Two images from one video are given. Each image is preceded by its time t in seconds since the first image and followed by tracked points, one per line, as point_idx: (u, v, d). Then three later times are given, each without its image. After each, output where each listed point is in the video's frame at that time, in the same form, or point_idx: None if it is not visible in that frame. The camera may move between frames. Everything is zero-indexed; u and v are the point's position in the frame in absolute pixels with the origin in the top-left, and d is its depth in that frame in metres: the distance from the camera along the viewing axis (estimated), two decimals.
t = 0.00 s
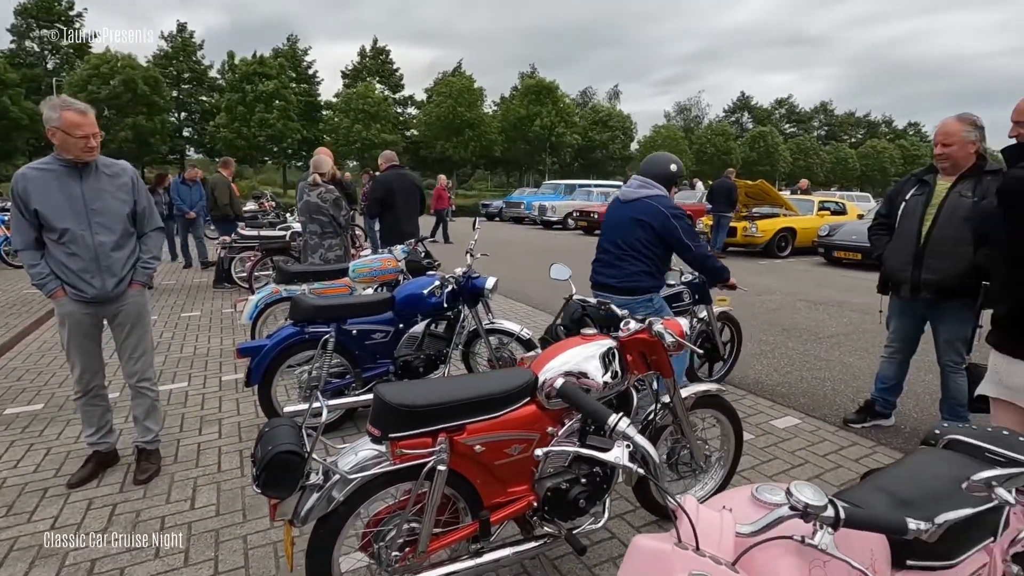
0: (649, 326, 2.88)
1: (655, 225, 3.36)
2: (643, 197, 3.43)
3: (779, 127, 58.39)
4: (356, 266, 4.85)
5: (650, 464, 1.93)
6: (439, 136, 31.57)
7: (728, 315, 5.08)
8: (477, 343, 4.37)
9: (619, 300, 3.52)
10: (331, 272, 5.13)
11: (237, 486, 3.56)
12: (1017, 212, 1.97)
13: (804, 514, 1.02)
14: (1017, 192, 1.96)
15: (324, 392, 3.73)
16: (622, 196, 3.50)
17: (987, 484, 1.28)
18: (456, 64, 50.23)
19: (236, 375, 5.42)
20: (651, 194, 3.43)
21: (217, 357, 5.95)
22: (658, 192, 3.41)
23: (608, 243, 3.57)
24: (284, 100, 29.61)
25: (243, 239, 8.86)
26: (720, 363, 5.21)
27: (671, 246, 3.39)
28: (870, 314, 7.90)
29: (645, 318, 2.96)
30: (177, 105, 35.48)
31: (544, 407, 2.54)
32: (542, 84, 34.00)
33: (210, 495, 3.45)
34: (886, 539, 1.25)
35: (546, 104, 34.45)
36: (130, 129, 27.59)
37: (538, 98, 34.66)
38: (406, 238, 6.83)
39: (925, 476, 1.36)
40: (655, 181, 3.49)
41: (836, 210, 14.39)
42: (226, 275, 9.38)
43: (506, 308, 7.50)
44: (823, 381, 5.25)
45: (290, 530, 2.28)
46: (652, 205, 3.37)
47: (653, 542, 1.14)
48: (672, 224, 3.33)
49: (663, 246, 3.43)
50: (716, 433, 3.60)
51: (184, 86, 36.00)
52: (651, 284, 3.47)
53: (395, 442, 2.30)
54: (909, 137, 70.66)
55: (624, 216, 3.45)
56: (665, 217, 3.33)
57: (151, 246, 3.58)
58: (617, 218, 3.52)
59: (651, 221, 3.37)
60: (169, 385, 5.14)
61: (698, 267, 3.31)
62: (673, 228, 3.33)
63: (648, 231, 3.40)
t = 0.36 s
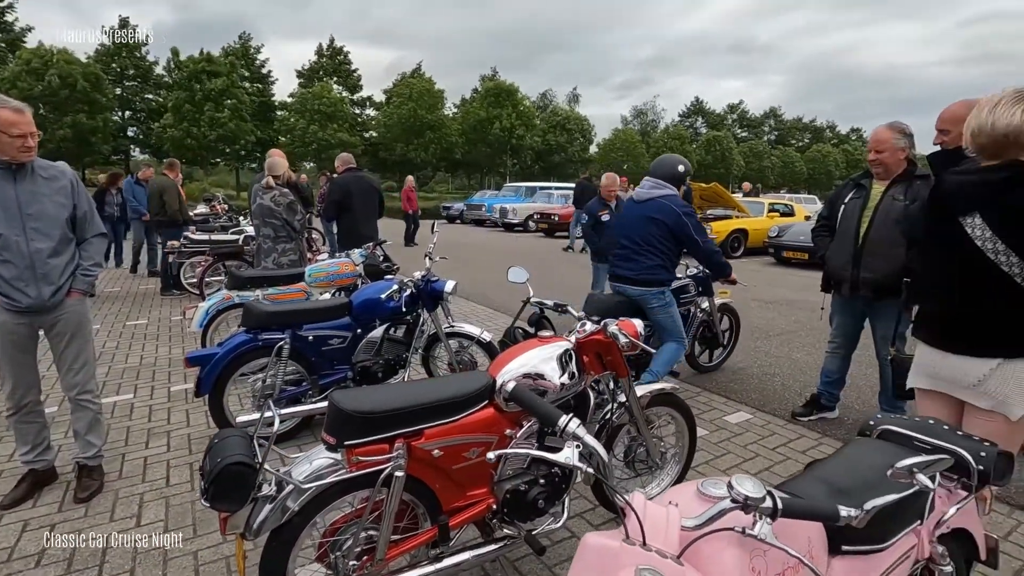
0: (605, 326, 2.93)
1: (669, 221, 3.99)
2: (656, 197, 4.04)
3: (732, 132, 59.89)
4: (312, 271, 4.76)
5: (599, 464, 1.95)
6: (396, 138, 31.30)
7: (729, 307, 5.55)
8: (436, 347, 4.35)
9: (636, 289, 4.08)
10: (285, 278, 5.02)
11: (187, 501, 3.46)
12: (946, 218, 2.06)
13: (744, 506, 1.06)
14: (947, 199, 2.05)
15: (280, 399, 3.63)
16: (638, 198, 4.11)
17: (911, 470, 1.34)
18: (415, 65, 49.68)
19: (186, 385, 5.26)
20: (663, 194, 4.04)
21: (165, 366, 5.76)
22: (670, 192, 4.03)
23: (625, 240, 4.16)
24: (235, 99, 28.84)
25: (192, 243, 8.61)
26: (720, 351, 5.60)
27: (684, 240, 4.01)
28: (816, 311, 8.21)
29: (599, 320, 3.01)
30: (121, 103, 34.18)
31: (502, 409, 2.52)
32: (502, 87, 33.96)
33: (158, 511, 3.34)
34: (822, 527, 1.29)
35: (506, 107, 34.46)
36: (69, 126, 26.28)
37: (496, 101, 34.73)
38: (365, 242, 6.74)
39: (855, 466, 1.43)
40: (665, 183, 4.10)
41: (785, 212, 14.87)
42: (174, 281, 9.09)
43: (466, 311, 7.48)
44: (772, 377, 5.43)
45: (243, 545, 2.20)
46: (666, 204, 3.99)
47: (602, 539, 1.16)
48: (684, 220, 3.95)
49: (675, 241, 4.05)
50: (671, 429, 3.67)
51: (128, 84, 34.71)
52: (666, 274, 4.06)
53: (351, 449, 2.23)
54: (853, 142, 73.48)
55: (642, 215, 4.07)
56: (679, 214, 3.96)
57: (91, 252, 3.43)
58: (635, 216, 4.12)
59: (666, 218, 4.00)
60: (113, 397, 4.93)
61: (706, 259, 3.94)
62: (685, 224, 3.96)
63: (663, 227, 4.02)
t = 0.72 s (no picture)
0: (569, 327, 2.95)
1: (682, 221, 4.45)
2: (672, 199, 4.51)
3: (695, 135, 60.90)
4: (273, 275, 4.69)
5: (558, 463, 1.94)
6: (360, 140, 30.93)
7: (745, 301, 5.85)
8: (403, 351, 4.34)
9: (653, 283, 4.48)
10: (245, 282, 4.91)
11: (142, 515, 3.35)
12: (905, 220, 2.06)
13: (698, 500, 1.09)
14: (908, 201, 2.04)
15: (241, 407, 3.54)
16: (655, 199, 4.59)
17: (854, 461, 1.38)
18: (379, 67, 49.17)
19: (141, 395, 5.10)
20: (678, 196, 4.51)
21: (118, 376, 5.58)
22: (684, 195, 4.50)
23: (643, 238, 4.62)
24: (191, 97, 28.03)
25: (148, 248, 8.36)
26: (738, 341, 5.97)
27: (695, 238, 4.47)
28: (775, 311, 8.42)
29: (563, 321, 3.03)
30: (70, 102, 32.94)
31: (467, 412, 2.49)
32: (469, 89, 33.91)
33: (110, 526, 3.23)
34: (773, 517, 1.32)
35: (472, 109, 34.43)
36: (13, 126, 25.25)
37: (463, 103, 34.58)
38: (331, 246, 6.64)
39: (802, 460, 1.47)
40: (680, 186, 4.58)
41: (746, 214, 15.20)
42: (128, 287, 8.80)
43: (432, 314, 7.43)
44: (733, 374, 5.55)
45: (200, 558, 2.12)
46: (680, 205, 4.47)
47: (561, 538, 1.17)
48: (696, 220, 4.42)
49: (688, 239, 4.50)
50: (635, 428, 3.71)
51: (79, 81, 33.50)
52: (680, 270, 4.48)
53: (314, 456, 2.16)
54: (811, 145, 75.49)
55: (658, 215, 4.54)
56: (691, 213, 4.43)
57: (37, 257, 3.32)
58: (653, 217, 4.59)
59: (680, 218, 4.46)
60: (61, 409, 4.75)
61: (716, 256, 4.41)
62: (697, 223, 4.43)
63: (677, 226, 4.48)
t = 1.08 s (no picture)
0: (531, 330, 2.96)
1: (697, 224, 4.78)
2: (688, 203, 4.83)
3: (655, 139, 61.77)
4: (230, 281, 4.58)
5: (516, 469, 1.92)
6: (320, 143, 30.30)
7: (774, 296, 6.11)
8: (366, 357, 4.30)
9: (668, 279, 4.95)
10: (199, 290, 4.78)
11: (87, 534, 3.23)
12: (861, 217, 2.07)
13: (654, 497, 1.11)
14: (867, 198, 2.03)
15: (195, 418, 3.44)
16: (673, 203, 4.91)
17: (802, 454, 1.42)
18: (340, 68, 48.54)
19: (87, 409, 4.92)
20: (694, 200, 4.83)
21: (63, 389, 5.37)
22: (699, 199, 4.81)
23: (660, 237, 4.98)
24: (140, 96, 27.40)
25: (94, 255, 8.06)
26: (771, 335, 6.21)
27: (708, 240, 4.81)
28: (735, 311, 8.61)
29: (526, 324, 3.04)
30: (12, 101, 31.55)
31: (430, 417, 2.48)
32: (432, 92, 33.69)
33: (53, 546, 3.10)
34: (727, 511, 1.36)
35: (435, 112, 34.20)
36: None
37: (426, 106, 34.37)
38: (290, 251, 6.52)
39: (755, 456, 1.50)
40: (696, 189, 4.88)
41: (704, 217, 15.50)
42: (75, 295, 8.47)
43: (393, 319, 7.35)
44: (693, 373, 5.65)
45: None
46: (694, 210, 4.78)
47: (521, 539, 1.18)
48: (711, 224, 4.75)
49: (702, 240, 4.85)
50: (598, 429, 3.75)
51: (21, 79, 32.09)
52: (693, 268, 4.87)
53: (271, 466, 2.11)
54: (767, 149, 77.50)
55: (674, 217, 4.87)
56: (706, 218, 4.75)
57: None
58: (670, 218, 4.92)
59: (694, 222, 4.79)
60: None
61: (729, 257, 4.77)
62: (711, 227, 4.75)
63: (691, 228, 4.81)
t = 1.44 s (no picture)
0: (485, 330, 2.92)
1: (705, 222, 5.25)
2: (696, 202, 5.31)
3: (609, 140, 62.51)
4: (172, 286, 4.45)
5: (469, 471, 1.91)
6: (269, 143, 29.37)
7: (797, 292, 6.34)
8: (317, 362, 4.23)
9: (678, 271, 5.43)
10: (135, 296, 4.52)
11: (15, 559, 3.06)
12: (800, 218, 2.14)
13: (603, 491, 1.13)
14: (806, 199, 2.10)
15: (135, 430, 3.35)
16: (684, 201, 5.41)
17: (741, 443, 1.50)
18: (289, 66, 47.41)
19: (16, 424, 4.66)
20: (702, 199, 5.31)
21: None
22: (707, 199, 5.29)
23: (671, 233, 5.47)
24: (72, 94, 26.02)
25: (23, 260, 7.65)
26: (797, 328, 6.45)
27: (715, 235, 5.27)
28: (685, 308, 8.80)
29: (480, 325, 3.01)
30: None
31: (383, 420, 2.40)
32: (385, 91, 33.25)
33: None
34: (675, 503, 1.38)
35: (388, 112, 33.77)
36: None
37: (378, 106, 33.92)
38: (237, 253, 6.33)
39: (698, 448, 1.54)
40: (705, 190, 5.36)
41: (656, 216, 15.76)
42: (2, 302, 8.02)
43: (346, 323, 7.22)
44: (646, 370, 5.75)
45: None
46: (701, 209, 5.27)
47: (474, 539, 1.18)
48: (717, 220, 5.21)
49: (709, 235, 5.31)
50: (553, 426, 3.78)
51: None
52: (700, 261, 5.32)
53: (217, 478, 2.00)
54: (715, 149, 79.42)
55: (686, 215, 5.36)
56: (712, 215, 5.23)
57: None
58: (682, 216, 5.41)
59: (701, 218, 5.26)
60: None
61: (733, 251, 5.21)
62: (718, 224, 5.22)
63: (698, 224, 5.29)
